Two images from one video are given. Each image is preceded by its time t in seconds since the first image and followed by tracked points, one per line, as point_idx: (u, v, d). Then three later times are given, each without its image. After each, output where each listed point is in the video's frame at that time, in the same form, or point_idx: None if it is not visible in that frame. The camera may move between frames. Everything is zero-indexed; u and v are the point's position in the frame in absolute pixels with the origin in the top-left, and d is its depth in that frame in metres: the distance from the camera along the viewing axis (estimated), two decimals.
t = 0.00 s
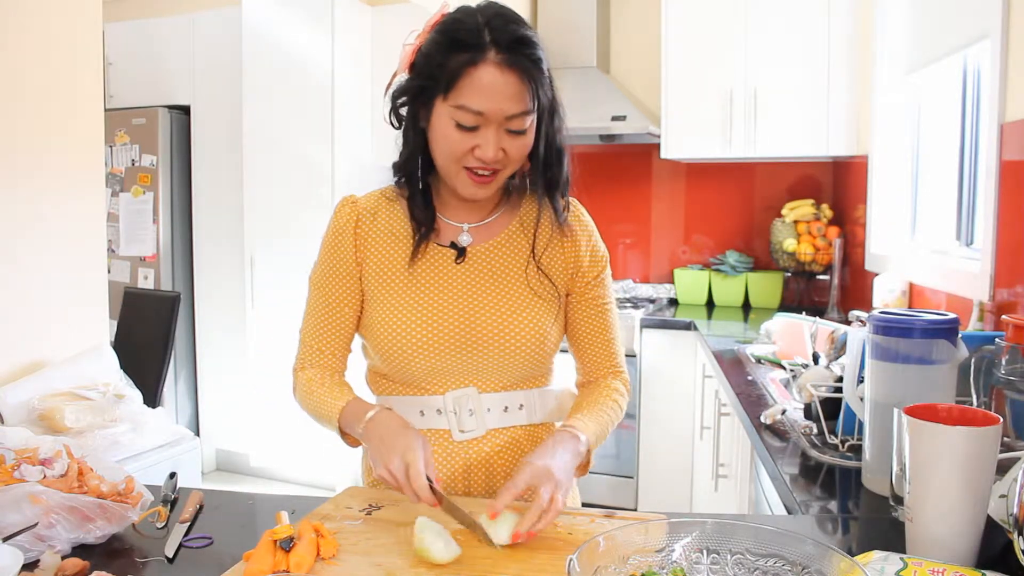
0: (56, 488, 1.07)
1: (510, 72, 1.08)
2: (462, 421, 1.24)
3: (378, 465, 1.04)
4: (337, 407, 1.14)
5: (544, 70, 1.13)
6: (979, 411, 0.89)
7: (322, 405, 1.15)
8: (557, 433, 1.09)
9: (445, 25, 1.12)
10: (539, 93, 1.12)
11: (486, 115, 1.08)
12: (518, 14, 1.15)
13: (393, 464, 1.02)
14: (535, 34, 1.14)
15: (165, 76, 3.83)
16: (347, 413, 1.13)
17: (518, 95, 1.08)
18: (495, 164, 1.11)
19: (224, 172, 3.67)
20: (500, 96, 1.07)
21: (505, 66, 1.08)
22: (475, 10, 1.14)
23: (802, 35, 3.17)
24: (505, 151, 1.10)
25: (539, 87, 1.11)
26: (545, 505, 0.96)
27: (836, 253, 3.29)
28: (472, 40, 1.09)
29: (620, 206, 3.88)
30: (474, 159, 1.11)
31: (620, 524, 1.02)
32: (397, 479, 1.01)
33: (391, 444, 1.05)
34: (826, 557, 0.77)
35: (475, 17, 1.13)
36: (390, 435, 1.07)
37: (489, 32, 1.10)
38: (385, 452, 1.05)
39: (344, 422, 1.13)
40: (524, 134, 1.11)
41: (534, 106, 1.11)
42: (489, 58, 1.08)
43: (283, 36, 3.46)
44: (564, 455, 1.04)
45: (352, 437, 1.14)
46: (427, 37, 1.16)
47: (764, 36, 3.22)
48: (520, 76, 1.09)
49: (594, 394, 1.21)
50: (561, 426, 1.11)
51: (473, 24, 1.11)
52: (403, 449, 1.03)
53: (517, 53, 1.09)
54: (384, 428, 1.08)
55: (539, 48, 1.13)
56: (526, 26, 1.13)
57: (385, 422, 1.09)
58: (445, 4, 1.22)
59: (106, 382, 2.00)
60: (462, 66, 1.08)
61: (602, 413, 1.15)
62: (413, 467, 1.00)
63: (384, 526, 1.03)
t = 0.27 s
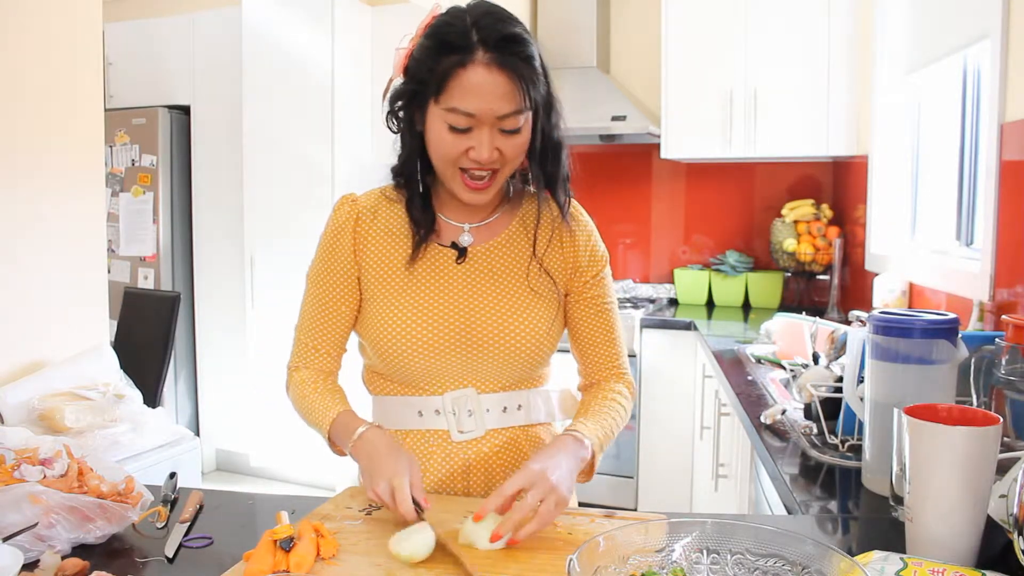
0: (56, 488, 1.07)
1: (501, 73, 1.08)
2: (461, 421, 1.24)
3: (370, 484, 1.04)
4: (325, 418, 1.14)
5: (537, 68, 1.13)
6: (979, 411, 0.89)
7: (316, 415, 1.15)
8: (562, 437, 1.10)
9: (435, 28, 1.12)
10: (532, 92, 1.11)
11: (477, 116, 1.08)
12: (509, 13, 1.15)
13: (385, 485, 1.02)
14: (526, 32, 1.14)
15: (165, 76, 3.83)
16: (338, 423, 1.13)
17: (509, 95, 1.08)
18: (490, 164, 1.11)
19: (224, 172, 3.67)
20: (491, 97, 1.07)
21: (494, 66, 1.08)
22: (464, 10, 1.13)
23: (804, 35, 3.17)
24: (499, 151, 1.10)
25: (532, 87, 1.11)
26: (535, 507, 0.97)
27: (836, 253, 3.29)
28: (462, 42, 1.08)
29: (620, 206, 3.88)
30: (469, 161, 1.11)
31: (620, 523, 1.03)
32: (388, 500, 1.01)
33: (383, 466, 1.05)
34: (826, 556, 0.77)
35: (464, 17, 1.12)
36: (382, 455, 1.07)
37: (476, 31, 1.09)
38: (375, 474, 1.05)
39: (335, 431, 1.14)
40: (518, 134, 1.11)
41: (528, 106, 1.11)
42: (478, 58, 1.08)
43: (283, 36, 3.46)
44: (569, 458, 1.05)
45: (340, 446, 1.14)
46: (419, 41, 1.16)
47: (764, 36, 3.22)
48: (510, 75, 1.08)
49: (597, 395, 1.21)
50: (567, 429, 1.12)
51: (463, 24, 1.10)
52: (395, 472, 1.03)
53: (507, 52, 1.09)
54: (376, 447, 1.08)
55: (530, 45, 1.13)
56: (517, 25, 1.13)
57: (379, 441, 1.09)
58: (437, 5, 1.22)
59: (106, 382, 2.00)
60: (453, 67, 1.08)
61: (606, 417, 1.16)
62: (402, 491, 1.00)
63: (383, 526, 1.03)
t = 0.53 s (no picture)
0: (56, 488, 1.07)
1: (491, 75, 1.08)
2: (453, 421, 1.23)
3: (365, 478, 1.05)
4: (330, 414, 1.14)
5: (530, 70, 1.13)
6: (979, 411, 0.89)
7: (318, 410, 1.15)
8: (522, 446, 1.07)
9: (427, 29, 1.12)
10: (525, 94, 1.11)
11: (468, 119, 1.08)
12: (502, 14, 1.15)
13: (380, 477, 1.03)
14: (519, 34, 1.14)
15: (165, 76, 3.83)
16: (342, 416, 1.14)
17: (501, 97, 1.08)
18: (482, 166, 1.11)
19: (224, 172, 3.67)
20: (483, 99, 1.07)
21: (485, 68, 1.08)
22: (457, 11, 1.14)
23: (805, 37, 3.16)
24: (491, 153, 1.10)
25: (524, 88, 1.11)
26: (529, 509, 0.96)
27: (836, 253, 3.28)
28: (453, 44, 1.09)
29: (620, 206, 3.88)
30: (461, 163, 1.11)
31: (619, 524, 1.02)
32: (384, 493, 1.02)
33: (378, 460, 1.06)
34: (826, 556, 0.77)
35: (456, 18, 1.12)
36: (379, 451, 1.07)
37: (469, 33, 1.10)
38: (370, 469, 1.05)
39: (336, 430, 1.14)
40: (510, 135, 1.11)
41: (520, 108, 1.11)
42: (470, 61, 1.08)
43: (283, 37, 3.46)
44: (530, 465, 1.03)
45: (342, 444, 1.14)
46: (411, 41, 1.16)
47: (763, 36, 3.22)
48: (502, 78, 1.08)
49: (585, 397, 1.21)
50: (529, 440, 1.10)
51: (455, 25, 1.10)
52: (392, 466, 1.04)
53: (500, 54, 1.09)
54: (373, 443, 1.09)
55: (523, 47, 1.12)
56: (510, 26, 1.13)
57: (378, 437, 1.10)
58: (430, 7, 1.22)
59: (106, 382, 2.00)
60: (444, 70, 1.08)
61: (577, 423, 1.15)
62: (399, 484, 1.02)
63: (382, 526, 1.03)
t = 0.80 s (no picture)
0: (56, 488, 1.07)
1: (480, 77, 1.08)
2: (447, 420, 1.23)
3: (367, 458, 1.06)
4: (327, 406, 1.15)
5: (519, 71, 1.13)
6: (979, 411, 0.89)
7: (317, 407, 1.15)
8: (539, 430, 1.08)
9: (416, 32, 1.13)
10: (514, 96, 1.11)
11: (457, 121, 1.08)
12: (492, 16, 1.15)
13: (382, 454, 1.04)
14: (508, 35, 1.14)
15: (165, 76, 3.83)
16: (339, 409, 1.14)
17: (490, 100, 1.08)
18: (472, 168, 1.11)
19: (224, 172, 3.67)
20: (472, 101, 1.07)
21: (473, 71, 1.08)
22: (446, 13, 1.14)
23: (802, 37, 3.17)
24: (481, 155, 1.11)
25: (513, 89, 1.11)
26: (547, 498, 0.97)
27: (836, 253, 3.28)
28: (443, 46, 1.09)
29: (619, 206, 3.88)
30: (451, 164, 1.11)
31: (619, 524, 1.02)
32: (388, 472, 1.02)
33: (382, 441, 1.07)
34: (826, 557, 0.77)
35: (446, 20, 1.12)
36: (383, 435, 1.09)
37: (458, 35, 1.10)
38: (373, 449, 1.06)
39: (336, 422, 1.14)
40: (499, 137, 1.10)
41: (510, 109, 1.11)
42: (459, 64, 1.08)
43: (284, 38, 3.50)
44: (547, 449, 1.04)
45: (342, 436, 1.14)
46: (401, 44, 1.16)
47: (763, 36, 3.23)
48: (491, 80, 1.08)
49: (581, 392, 1.21)
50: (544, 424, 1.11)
51: (444, 28, 1.11)
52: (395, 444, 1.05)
53: (488, 56, 1.09)
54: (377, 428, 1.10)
55: (511, 48, 1.12)
56: (499, 28, 1.13)
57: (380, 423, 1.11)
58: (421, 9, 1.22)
59: (106, 382, 2.00)
60: (432, 72, 1.08)
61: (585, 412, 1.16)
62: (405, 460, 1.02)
63: (382, 526, 1.03)
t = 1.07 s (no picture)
0: (56, 488, 1.07)
1: (474, 74, 1.07)
2: (448, 419, 1.23)
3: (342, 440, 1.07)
4: (319, 416, 1.13)
5: (517, 71, 1.12)
6: (979, 411, 0.89)
7: (307, 413, 1.14)
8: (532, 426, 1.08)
9: (414, 30, 1.13)
10: (510, 93, 1.11)
11: (450, 117, 1.08)
12: (490, 15, 1.14)
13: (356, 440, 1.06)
14: (505, 34, 1.13)
15: (165, 76, 3.83)
16: (330, 417, 1.12)
17: (485, 97, 1.08)
18: (467, 165, 1.11)
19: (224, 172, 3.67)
20: (466, 98, 1.07)
21: (467, 67, 1.07)
22: (444, 12, 1.13)
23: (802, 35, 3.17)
24: (476, 152, 1.10)
25: (508, 86, 1.10)
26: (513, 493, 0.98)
27: (837, 253, 3.29)
28: (438, 45, 1.09)
29: (619, 206, 3.88)
30: (446, 162, 1.11)
31: (620, 523, 1.03)
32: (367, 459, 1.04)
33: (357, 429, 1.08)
34: (826, 557, 0.77)
35: (443, 20, 1.12)
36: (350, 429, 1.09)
37: (453, 34, 1.09)
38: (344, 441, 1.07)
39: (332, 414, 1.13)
40: (494, 135, 1.10)
41: (506, 108, 1.10)
42: (453, 61, 1.08)
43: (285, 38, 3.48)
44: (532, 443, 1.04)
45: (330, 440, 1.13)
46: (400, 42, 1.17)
47: (764, 36, 3.22)
48: (485, 77, 1.07)
49: (576, 389, 1.20)
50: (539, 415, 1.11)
51: (440, 26, 1.10)
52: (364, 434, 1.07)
53: (483, 53, 1.09)
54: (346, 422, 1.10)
55: (507, 47, 1.12)
56: (496, 27, 1.12)
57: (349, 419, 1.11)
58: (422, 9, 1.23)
59: (106, 382, 2.00)
60: (426, 70, 1.08)
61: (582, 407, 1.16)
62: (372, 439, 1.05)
63: (382, 526, 1.03)
